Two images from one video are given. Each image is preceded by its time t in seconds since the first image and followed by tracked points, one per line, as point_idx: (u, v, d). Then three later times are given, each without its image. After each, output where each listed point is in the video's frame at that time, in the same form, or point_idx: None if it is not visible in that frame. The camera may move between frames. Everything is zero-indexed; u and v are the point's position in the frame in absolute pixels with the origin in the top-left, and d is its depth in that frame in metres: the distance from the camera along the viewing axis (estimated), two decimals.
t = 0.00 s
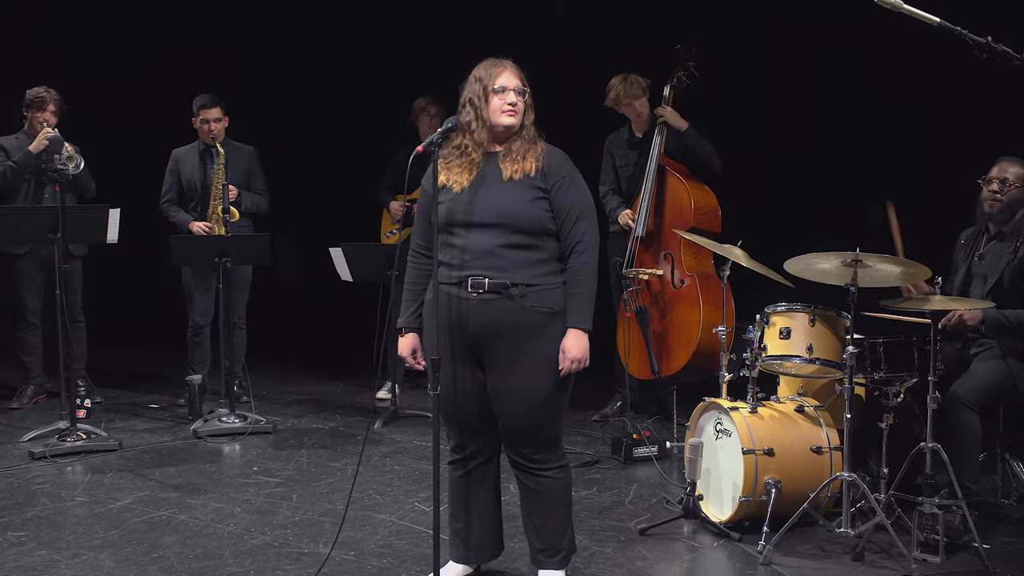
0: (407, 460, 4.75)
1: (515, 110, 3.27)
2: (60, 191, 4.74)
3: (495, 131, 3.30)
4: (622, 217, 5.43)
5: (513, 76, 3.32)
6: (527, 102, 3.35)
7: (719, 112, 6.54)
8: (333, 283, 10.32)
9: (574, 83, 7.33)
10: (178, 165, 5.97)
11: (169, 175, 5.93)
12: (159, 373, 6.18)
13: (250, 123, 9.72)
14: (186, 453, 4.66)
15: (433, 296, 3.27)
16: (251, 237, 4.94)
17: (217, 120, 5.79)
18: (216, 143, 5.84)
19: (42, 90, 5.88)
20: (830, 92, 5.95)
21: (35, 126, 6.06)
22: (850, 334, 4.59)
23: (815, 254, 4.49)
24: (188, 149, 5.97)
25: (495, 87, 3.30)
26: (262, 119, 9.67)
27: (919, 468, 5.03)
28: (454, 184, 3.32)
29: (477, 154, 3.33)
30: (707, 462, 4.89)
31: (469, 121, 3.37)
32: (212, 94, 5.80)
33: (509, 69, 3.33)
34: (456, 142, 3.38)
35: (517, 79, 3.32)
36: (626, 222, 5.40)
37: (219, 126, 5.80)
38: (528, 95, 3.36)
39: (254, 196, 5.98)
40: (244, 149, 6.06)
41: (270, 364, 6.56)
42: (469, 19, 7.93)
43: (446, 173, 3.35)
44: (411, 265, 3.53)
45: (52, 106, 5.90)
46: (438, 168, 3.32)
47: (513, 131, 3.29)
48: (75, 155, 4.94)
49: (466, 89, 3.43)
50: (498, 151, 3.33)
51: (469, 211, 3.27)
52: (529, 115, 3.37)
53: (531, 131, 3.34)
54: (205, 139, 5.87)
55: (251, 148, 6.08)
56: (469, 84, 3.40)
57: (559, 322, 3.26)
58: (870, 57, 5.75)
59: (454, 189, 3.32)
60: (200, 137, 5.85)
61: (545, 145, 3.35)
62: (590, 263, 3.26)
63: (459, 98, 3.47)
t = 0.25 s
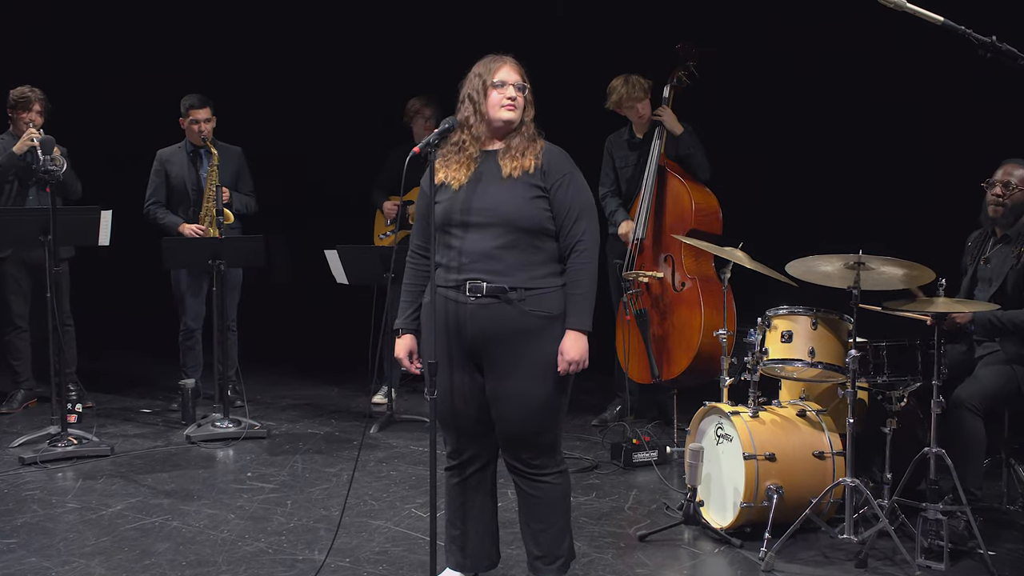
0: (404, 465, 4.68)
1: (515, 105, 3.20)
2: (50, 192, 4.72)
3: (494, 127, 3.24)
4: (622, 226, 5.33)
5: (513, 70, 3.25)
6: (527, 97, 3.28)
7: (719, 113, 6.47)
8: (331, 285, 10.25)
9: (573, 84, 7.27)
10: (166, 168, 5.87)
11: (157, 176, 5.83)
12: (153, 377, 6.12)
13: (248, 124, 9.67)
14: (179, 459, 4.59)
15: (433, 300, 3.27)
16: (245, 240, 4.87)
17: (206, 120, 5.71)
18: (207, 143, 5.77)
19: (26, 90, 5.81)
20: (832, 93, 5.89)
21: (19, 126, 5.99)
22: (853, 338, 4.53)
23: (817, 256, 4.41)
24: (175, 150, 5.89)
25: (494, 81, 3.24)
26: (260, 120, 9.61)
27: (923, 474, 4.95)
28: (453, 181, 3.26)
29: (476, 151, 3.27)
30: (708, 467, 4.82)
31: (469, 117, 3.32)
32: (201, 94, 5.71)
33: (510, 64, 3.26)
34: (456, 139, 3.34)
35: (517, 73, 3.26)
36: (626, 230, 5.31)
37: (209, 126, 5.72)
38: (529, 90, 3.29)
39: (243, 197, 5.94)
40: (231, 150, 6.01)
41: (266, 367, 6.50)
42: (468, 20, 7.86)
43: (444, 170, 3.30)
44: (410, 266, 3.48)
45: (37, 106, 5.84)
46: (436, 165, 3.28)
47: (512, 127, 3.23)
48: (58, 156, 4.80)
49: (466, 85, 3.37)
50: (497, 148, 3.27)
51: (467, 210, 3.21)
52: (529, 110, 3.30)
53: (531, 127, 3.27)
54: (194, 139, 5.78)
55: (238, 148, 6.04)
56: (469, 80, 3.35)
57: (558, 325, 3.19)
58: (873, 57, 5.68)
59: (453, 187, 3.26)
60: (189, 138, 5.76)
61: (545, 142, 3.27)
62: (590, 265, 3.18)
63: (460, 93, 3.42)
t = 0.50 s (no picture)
0: (399, 473, 4.59)
1: (516, 109, 3.15)
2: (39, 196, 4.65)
3: (496, 131, 3.17)
4: (621, 226, 5.25)
5: (514, 73, 3.19)
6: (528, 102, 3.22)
7: (721, 114, 6.38)
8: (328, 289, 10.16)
9: (570, 85, 7.18)
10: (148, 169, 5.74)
11: (140, 178, 5.71)
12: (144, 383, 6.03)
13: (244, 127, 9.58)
14: (169, 466, 4.50)
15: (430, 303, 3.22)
16: (236, 243, 4.79)
17: (190, 121, 5.65)
18: (191, 144, 5.71)
19: (9, 90, 5.73)
20: (835, 94, 5.80)
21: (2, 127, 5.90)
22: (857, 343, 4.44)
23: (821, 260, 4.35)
24: (156, 151, 5.77)
25: (495, 84, 3.18)
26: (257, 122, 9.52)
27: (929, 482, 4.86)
28: (452, 185, 3.17)
29: (477, 155, 3.19)
30: (710, 474, 4.73)
31: (469, 121, 3.25)
32: (184, 94, 5.65)
33: (511, 67, 3.20)
34: (456, 142, 3.26)
35: (518, 76, 3.19)
36: (625, 231, 5.23)
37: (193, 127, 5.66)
38: (530, 95, 3.23)
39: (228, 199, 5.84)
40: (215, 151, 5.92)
41: (260, 373, 6.41)
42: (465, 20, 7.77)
43: (444, 174, 3.22)
44: (408, 269, 3.39)
45: (20, 106, 5.75)
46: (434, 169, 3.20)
47: (514, 130, 3.15)
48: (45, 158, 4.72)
49: (466, 88, 3.31)
50: (498, 152, 3.19)
51: (465, 213, 3.12)
52: (530, 115, 3.24)
53: (533, 132, 3.20)
54: (177, 140, 5.71)
55: (221, 149, 5.94)
56: (469, 83, 3.28)
57: (558, 331, 3.10)
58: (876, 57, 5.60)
59: (452, 191, 3.18)
60: (173, 139, 5.69)
61: (547, 147, 3.19)
62: (591, 270, 3.09)
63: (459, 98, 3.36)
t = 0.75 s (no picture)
0: (396, 478, 4.52)
1: (517, 108, 3.08)
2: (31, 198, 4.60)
3: (496, 130, 3.10)
4: (622, 222, 5.06)
5: (515, 72, 3.13)
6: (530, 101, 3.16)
7: (723, 114, 6.31)
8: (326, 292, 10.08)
9: (570, 85, 7.09)
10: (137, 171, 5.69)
11: (129, 179, 5.65)
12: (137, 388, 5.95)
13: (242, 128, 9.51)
14: (163, 471, 4.43)
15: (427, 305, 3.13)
16: (231, 245, 4.72)
17: (178, 120, 5.56)
18: (180, 145, 5.63)
19: None
20: (838, 93, 5.74)
21: None
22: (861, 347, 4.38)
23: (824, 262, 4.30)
24: (144, 152, 5.71)
25: (496, 83, 3.12)
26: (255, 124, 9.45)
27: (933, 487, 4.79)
28: (451, 185, 3.11)
29: (476, 155, 3.13)
30: (712, 479, 4.66)
31: (469, 120, 3.19)
32: (172, 93, 5.57)
33: (512, 66, 3.14)
34: (455, 141, 3.20)
35: (519, 75, 3.14)
36: (627, 226, 5.04)
37: (181, 127, 5.58)
38: (531, 94, 3.17)
39: (217, 200, 5.76)
40: (203, 151, 5.83)
41: (255, 377, 6.33)
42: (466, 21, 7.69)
43: (442, 173, 3.16)
44: (406, 271, 3.33)
45: (11, 106, 5.69)
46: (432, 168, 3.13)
47: (515, 130, 3.09)
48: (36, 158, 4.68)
49: (466, 87, 3.25)
50: (498, 151, 3.12)
51: (463, 213, 3.05)
52: (531, 115, 3.17)
53: (534, 132, 3.13)
54: (165, 140, 5.63)
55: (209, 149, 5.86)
56: (470, 82, 3.22)
57: (557, 334, 3.03)
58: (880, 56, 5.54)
59: (450, 190, 3.11)
60: (161, 139, 5.62)
61: (548, 147, 3.13)
62: (592, 272, 3.03)
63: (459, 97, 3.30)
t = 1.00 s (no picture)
0: (393, 485, 4.43)
1: (506, 107, 3.00)
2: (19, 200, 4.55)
3: (488, 132, 3.02)
4: (623, 227, 5.07)
5: (503, 70, 3.04)
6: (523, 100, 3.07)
7: (725, 115, 6.24)
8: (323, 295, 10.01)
9: (569, 86, 7.01)
10: (122, 172, 5.58)
11: (115, 181, 5.55)
12: (128, 394, 5.88)
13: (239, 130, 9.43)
14: (154, 478, 4.35)
15: (426, 310, 3.06)
16: (224, 247, 4.65)
17: (165, 121, 5.49)
18: (166, 145, 5.56)
19: None
20: (842, 93, 5.66)
21: None
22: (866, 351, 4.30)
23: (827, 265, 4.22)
24: (130, 153, 5.61)
25: (484, 82, 3.03)
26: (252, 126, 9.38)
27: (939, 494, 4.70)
28: (448, 188, 3.02)
29: (474, 157, 3.04)
30: (713, 486, 4.58)
31: (465, 122, 3.11)
32: (158, 94, 5.50)
33: (501, 64, 3.06)
34: (452, 144, 3.11)
35: (509, 73, 3.05)
36: (627, 232, 5.03)
37: (168, 127, 5.50)
38: (524, 92, 3.08)
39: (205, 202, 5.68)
40: (190, 152, 5.76)
41: (249, 382, 6.25)
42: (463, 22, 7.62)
43: (439, 177, 3.07)
44: (404, 273, 3.25)
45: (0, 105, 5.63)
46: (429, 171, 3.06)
47: (507, 130, 3.00)
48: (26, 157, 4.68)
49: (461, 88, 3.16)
50: (494, 153, 3.04)
51: (460, 216, 2.97)
52: (528, 114, 3.08)
53: (530, 132, 3.04)
54: (152, 141, 5.55)
55: (198, 150, 5.80)
56: (464, 82, 3.14)
57: (557, 339, 2.95)
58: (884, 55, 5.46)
59: (448, 193, 3.03)
60: (148, 140, 5.53)
61: (547, 148, 3.04)
62: (592, 275, 2.94)
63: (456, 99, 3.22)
